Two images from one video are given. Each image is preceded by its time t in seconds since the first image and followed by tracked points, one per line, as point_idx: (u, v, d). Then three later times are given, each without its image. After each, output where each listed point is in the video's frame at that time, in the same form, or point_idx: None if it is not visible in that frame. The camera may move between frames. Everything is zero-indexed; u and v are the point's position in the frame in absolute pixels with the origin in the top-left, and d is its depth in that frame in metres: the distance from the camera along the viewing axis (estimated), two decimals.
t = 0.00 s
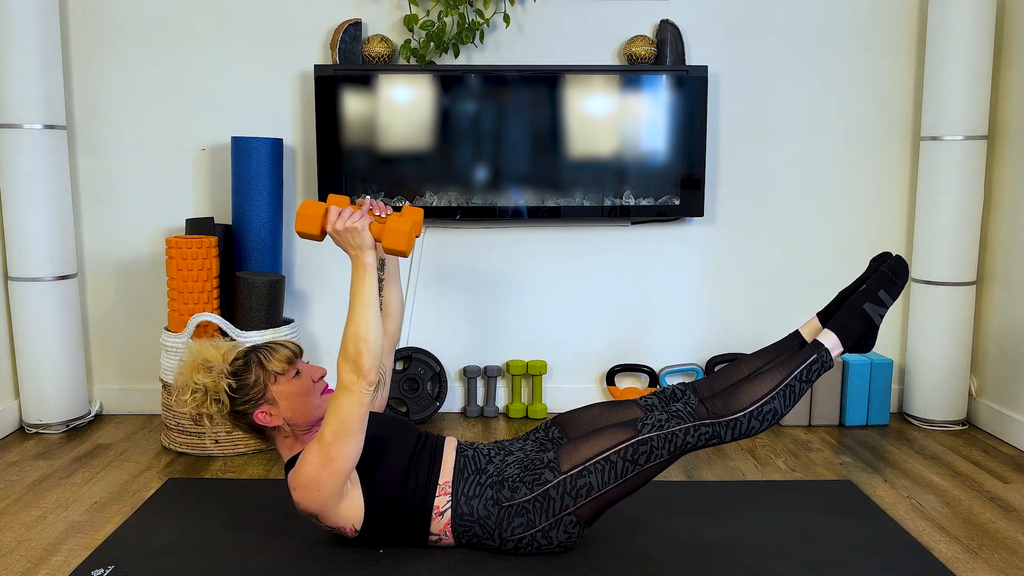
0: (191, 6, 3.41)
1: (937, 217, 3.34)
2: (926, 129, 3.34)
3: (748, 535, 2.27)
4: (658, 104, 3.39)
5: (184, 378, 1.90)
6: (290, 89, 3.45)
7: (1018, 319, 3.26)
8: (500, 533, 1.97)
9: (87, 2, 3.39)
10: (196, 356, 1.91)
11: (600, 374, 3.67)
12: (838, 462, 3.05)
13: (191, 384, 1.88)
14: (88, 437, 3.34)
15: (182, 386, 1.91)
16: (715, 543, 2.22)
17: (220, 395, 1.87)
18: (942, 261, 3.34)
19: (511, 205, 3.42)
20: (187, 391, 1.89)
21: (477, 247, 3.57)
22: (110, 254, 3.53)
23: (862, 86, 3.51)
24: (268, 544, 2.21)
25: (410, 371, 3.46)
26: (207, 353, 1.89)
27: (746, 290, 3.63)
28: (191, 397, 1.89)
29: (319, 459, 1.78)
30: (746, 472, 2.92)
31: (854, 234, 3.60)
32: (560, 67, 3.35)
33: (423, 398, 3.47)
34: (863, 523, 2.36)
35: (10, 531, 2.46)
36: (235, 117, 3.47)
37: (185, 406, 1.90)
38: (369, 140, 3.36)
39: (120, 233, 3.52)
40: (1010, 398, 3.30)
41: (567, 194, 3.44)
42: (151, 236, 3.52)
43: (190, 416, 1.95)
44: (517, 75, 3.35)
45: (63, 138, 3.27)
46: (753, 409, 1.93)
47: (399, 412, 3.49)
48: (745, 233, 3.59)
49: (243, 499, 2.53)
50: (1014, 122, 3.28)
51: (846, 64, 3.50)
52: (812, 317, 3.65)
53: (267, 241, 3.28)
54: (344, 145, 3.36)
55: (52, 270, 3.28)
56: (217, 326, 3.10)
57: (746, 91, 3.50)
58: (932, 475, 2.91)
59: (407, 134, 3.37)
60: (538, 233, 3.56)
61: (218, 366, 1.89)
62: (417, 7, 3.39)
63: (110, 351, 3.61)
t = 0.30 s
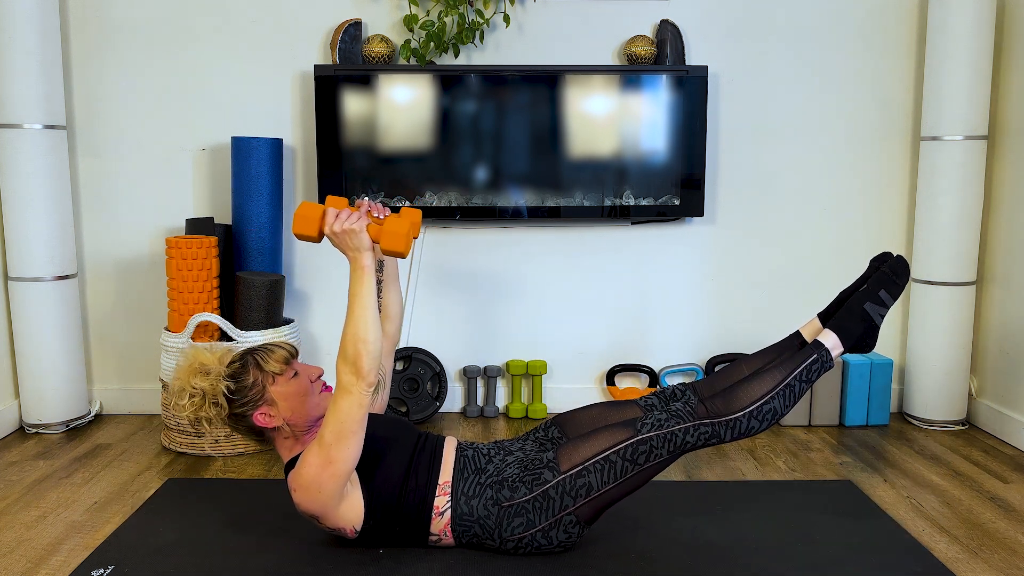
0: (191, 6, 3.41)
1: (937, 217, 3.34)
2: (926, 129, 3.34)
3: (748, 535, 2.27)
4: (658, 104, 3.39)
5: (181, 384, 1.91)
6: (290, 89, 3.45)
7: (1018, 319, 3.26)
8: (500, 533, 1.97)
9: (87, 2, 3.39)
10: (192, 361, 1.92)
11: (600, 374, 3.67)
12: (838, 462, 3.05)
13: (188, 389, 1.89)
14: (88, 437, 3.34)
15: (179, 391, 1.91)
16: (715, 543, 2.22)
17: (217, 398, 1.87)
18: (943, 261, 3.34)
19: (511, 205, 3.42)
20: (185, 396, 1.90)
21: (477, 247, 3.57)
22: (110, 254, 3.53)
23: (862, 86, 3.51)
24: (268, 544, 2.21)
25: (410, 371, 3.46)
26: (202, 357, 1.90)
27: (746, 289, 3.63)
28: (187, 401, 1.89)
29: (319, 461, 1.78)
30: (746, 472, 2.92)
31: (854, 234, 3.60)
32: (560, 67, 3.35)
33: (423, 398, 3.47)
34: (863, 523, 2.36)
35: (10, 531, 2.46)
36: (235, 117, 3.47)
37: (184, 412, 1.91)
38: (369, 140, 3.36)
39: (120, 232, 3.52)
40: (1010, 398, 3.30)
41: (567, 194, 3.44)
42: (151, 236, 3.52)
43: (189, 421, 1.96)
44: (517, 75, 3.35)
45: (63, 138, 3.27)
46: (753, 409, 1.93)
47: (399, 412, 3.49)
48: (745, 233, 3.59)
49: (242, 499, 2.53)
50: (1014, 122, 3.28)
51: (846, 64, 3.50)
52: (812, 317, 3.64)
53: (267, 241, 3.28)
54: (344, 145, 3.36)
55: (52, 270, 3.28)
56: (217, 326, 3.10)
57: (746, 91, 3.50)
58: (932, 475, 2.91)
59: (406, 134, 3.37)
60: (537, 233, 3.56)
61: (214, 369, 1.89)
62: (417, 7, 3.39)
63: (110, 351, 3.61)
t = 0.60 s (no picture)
0: (191, 6, 3.41)
1: (937, 217, 3.33)
2: (926, 129, 3.34)
3: (748, 535, 2.27)
4: (658, 104, 3.39)
5: (179, 383, 1.91)
6: (290, 89, 3.45)
7: (1018, 318, 3.26)
8: (499, 533, 1.97)
9: (87, 2, 3.39)
10: (192, 361, 1.92)
11: (600, 374, 3.67)
12: (838, 462, 3.05)
13: (187, 389, 1.88)
14: (88, 437, 3.34)
15: (177, 391, 1.91)
16: (715, 543, 2.22)
17: (217, 398, 1.87)
18: (943, 261, 3.34)
19: (511, 205, 3.42)
20: (184, 395, 1.90)
21: (476, 247, 3.57)
22: (110, 254, 3.53)
23: (861, 86, 3.51)
24: (268, 544, 2.21)
25: (410, 371, 3.46)
26: (202, 357, 1.90)
27: (746, 289, 3.63)
28: (186, 401, 1.89)
29: (318, 462, 1.78)
30: (746, 472, 2.92)
31: (854, 234, 3.60)
32: (560, 67, 3.35)
33: (423, 398, 3.47)
34: (863, 523, 2.36)
35: (10, 531, 2.46)
36: (235, 117, 3.47)
37: (182, 412, 1.90)
38: (369, 140, 3.36)
39: (120, 232, 3.52)
40: (1010, 398, 3.30)
41: (567, 194, 3.44)
42: (151, 236, 3.53)
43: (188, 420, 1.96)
44: (517, 75, 3.35)
45: (63, 138, 3.27)
46: (753, 410, 1.93)
47: (399, 412, 3.49)
48: (745, 232, 3.59)
49: (242, 499, 2.53)
50: (1014, 122, 3.28)
51: (846, 64, 3.50)
52: (812, 317, 3.64)
53: (267, 241, 3.28)
54: (344, 145, 3.36)
55: (52, 270, 3.28)
56: (217, 326, 3.10)
57: (746, 91, 3.50)
58: (932, 476, 2.91)
59: (407, 134, 3.37)
60: (537, 233, 3.56)
61: (214, 369, 1.89)
62: (417, 7, 3.39)
63: (110, 350, 3.61)
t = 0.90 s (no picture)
0: (192, 6, 3.41)
1: (937, 217, 3.34)
2: (926, 129, 3.34)
3: (748, 535, 2.27)
4: (658, 104, 3.39)
5: (178, 387, 1.94)
6: (290, 89, 3.45)
7: (1018, 318, 3.26)
8: (500, 533, 1.97)
9: (87, 2, 3.39)
10: (190, 364, 1.96)
11: (600, 374, 3.67)
12: (838, 462, 3.05)
13: (186, 391, 1.91)
14: (88, 437, 3.34)
15: (177, 394, 1.94)
16: (715, 543, 2.22)
17: (216, 400, 1.89)
18: (942, 261, 3.34)
19: (511, 205, 3.42)
20: (183, 399, 1.92)
21: (477, 247, 3.57)
22: (110, 254, 3.53)
23: (862, 86, 3.51)
24: (269, 544, 2.21)
25: (410, 371, 3.46)
26: (201, 360, 1.93)
27: (746, 289, 3.63)
28: (185, 404, 1.92)
29: (318, 462, 1.78)
30: (746, 472, 2.92)
31: (854, 234, 3.60)
32: (560, 67, 3.35)
33: (423, 398, 3.47)
34: (863, 523, 2.36)
35: (10, 531, 2.46)
36: (235, 117, 3.47)
37: (182, 415, 1.93)
38: (369, 140, 3.36)
39: (120, 232, 3.52)
40: (1010, 398, 3.30)
41: (567, 194, 3.44)
42: (151, 236, 3.52)
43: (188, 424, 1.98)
44: (517, 75, 3.35)
45: (63, 138, 3.27)
46: (752, 408, 1.93)
47: (399, 412, 3.49)
48: (745, 233, 3.59)
49: (243, 499, 2.53)
50: (1014, 122, 3.28)
51: (846, 64, 3.50)
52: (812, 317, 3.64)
53: (267, 241, 3.28)
54: (344, 145, 3.36)
55: (52, 270, 3.28)
56: (217, 326, 3.10)
57: (746, 91, 3.50)
58: (933, 476, 2.91)
59: (407, 134, 3.37)
60: (537, 233, 3.56)
61: (212, 372, 1.92)
62: (417, 7, 3.39)
63: (110, 350, 3.61)
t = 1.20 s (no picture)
0: (191, 6, 3.41)
1: (937, 217, 3.33)
2: (926, 129, 3.34)
3: (748, 535, 2.27)
4: (658, 104, 3.39)
5: (178, 388, 1.96)
6: (291, 89, 3.45)
7: (1018, 318, 3.26)
8: (500, 533, 1.97)
9: (87, 2, 3.39)
10: (189, 365, 1.97)
11: (600, 374, 3.67)
12: (838, 462, 3.05)
13: (185, 393, 1.93)
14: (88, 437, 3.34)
15: (176, 396, 1.96)
16: (715, 543, 2.22)
17: (215, 401, 1.91)
18: (943, 261, 3.34)
19: (511, 205, 3.42)
20: (182, 400, 1.94)
21: (476, 247, 3.57)
22: (110, 254, 3.53)
23: (862, 86, 3.51)
24: (269, 544, 2.21)
25: (410, 371, 3.46)
26: (199, 361, 1.95)
27: (746, 289, 3.63)
28: (185, 405, 1.93)
29: (318, 462, 1.78)
30: (746, 472, 2.92)
31: (853, 234, 3.60)
32: (560, 67, 3.35)
33: (423, 398, 3.47)
34: (863, 523, 2.36)
35: (10, 531, 2.46)
36: (235, 117, 3.47)
37: (182, 416, 1.95)
38: (369, 140, 3.36)
39: (120, 232, 3.52)
40: (1010, 398, 3.30)
41: (567, 194, 3.44)
42: (151, 236, 3.53)
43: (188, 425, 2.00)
44: (517, 75, 3.35)
45: (63, 138, 3.27)
46: (752, 409, 1.93)
47: (399, 412, 3.48)
48: (745, 232, 3.59)
49: (242, 499, 2.53)
50: (1014, 122, 3.28)
51: (846, 64, 3.50)
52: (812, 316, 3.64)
53: (267, 241, 3.28)
54: (344, 145, 3.36)
55: (52, 270, 3.28)
56: (217, 326, 3.10)
57: (746, 91, 3.50)
58: (933, 476, 2.90)
59: (407, 134, 3.37)
60: (537, 233, 3.56)
61: (211, 373, 1.94)
62: (417, 7, 3.39)
63: (110, 350, 3.61)
